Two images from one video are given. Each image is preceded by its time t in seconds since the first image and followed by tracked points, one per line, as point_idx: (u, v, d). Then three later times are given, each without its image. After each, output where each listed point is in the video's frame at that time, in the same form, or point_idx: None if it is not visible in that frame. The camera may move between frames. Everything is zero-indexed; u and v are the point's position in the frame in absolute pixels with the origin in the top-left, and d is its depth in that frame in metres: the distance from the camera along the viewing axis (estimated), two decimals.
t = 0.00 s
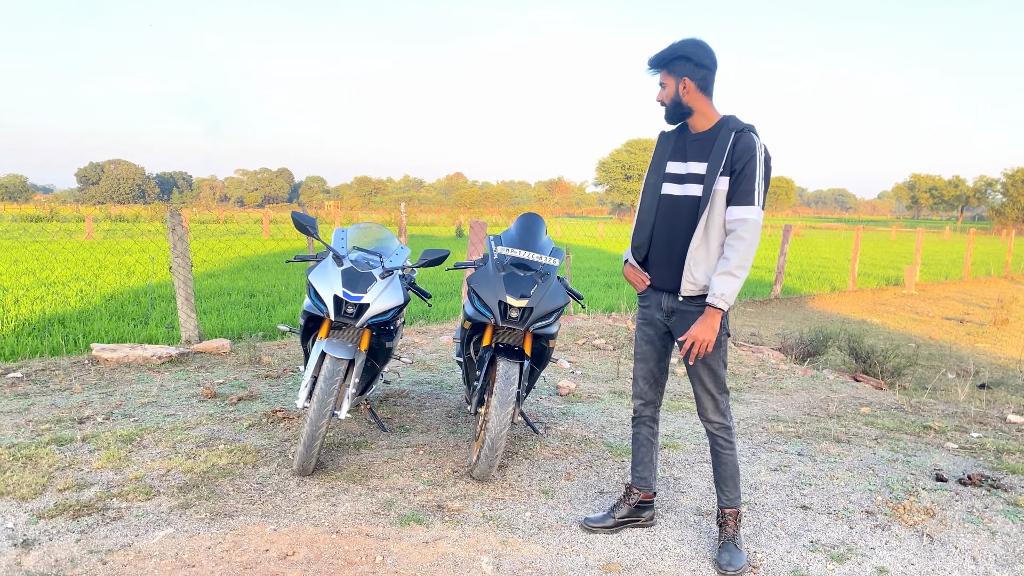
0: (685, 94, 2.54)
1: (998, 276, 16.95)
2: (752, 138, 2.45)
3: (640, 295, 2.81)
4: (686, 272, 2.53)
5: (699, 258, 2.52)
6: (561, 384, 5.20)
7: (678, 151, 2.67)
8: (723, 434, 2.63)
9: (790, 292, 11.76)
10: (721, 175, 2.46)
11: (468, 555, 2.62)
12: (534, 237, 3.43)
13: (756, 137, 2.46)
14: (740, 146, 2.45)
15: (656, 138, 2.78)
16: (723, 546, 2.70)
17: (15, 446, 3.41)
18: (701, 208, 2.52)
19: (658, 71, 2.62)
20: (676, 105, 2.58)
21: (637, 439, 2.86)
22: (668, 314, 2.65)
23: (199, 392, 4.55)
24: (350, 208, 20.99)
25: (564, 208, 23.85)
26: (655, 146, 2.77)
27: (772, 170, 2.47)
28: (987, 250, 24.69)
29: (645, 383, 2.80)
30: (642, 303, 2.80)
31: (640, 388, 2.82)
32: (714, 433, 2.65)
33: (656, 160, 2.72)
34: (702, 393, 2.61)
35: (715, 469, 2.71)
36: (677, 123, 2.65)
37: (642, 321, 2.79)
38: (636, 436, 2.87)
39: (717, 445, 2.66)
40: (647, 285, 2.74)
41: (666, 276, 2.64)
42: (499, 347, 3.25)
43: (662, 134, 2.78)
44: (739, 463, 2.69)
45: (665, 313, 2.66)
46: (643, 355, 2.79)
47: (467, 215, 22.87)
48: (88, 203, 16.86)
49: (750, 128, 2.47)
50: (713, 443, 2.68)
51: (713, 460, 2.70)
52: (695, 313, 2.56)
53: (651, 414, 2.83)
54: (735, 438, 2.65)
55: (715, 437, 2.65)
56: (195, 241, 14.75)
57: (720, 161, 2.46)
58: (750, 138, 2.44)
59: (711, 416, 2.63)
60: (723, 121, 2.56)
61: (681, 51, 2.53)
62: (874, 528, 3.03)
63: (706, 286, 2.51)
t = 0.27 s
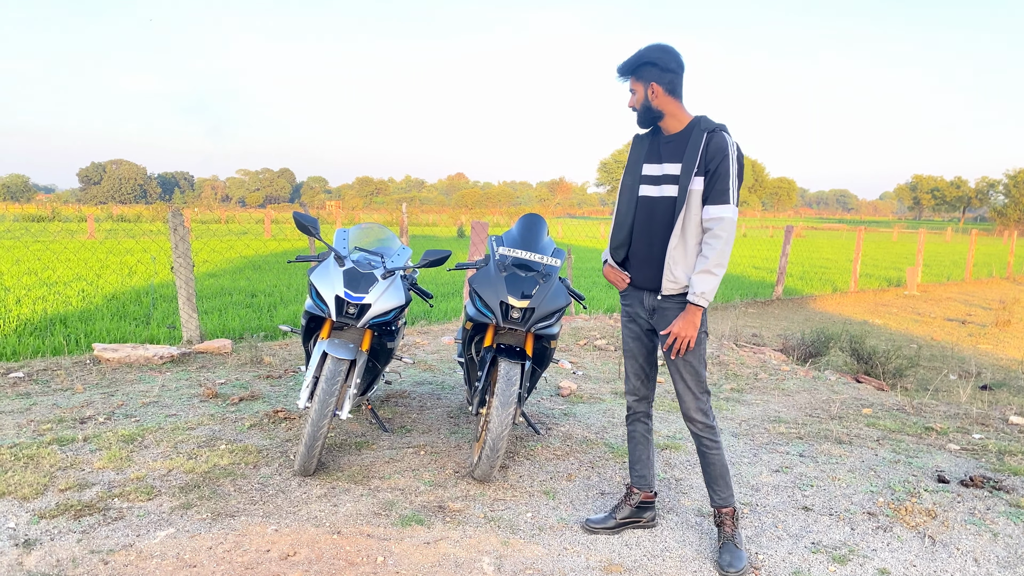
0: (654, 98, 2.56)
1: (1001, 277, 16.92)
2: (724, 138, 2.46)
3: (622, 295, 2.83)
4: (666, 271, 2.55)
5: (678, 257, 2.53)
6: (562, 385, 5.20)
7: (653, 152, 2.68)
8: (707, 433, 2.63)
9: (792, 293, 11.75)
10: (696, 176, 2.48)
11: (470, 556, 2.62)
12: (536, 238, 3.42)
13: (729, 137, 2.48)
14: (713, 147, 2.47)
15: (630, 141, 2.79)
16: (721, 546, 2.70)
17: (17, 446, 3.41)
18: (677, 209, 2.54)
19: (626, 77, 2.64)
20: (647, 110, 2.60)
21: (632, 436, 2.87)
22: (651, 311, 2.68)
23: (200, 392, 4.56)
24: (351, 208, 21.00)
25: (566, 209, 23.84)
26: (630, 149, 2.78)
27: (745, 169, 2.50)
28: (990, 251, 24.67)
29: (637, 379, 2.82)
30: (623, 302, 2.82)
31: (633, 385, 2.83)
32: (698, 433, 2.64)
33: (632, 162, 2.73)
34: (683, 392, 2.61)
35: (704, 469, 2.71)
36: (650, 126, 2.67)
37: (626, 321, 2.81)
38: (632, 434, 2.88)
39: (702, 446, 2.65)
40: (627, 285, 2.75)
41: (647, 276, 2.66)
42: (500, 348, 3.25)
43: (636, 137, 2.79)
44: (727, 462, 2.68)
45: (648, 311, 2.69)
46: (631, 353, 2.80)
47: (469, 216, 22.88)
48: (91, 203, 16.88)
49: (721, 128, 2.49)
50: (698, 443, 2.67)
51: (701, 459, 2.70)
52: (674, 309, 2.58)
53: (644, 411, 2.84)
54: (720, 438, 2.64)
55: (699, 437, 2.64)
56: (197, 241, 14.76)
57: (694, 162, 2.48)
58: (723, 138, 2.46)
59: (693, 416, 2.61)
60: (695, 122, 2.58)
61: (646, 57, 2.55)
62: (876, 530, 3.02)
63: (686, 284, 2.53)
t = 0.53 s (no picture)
0: (636, 102, 2.58)
1: (1004, 279, 16.88)
2: (708, 137, 2.49)
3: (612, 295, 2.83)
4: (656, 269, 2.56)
5: (667, 255, 2.55)
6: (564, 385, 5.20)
7: (637, 153, 2.69)
8: (691, 429, 2.65)
9: (794, 294, 11.75)
10: (682, 175, 2.50)
11: (471, 555, 2.62)
12: (537, 239, 3.42)
13: (712, 136, 2.51)
14: (698, 146, 2.49)
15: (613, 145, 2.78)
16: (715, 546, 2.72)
17: (19, 445, 3.42)
18: (665, 208, 2.55)
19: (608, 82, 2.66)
20: (629, 114, 2.61)
21: (630, 436, 2.88)
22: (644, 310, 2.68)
23: (202, 392, 4.56)
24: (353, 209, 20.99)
25: (568, 210, 23.98)
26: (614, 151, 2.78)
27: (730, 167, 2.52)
28: (993, 251, 24.65)
29: (632, 378, 2.82)
30: (615, 302, 2.82)
31: (629, 384, 2.83)
32: (683, 430, 2.66)
33: (617, 164, 2.73)
34: (669, 389, 2.62)
35: (688, 467, 2.73)
36: (632, 130, 2.69)
37: (618, 320, 2.81)
38: (630, 433, 2.88)
39: (688, 442, 2.67)
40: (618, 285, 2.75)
41: (638, 275, 2.66)
42: (501, 349, 3.25)
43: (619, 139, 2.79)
44: (711, 459, 2.71)
45: (640, 309, 2.69)
46: (626, 352, 2.80)
47: (471, 216, 22.91)
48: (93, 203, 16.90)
49: (704, 127, 2.51)
50: (682, 439, 2.69)
51: (685, 457, 2.72)
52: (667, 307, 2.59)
53: (640, 410, 2.84)
54: (703, 434, 2.67)
55: (684, 433, 2.66)
56: (199, 241, 14.77)
57: (680, 161, 2.49)
58: (706, 136, 2.48)
59: (680, 411, 2.62)
60: (678, 123, 2.60)
61: (626, 63, 2.57)
62: (877, 531, 3.02)
63: (676, 281, 2.55)
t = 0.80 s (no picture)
0: (631, 103, 2.58)
1: (1006, 280, 16.86)
2: (700, 135, 2.50)
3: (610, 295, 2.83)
4: (652, 267, 2.56)
5: (662, 253, 2.55)
6: (565, 386, 5.20)
7: (631, 153, 2.69)
8: (693, 427, 2.66)
9: (796, 294, 11.74)
10: (675, 173, 2.51)
11: (473, 556, 2.62)
12: (539, 239, 3.43)
13: (705, 134, 2.52)
14: (691, 144, 2.50)
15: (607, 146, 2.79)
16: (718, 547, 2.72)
17: (22, 445, 3.42)
18: (659, 207, 2.55)
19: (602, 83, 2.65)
20: (624, 114, 2.61)
21: (631, 436, 2.88)
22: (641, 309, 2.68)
23: (204, 392, 4.57)
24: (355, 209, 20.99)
25: (569, 210, 24.01)
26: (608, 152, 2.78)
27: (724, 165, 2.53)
28: (995, 252, 24.64)
29: (631, 378, 2.82)
30: (612, 302, 2.82)
31: (628, 385, 2.83)
32: (684, 427, 2.66)
33: (610, 165, 2.74)
34: (669, 387, 2.63)
35: (691, 465, 2.73)
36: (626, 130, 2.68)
37: (616, 320, 2.81)
38: (630, 433, 2.88)
39: (688, 440, 2.67)
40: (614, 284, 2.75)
41: (633, 274, 2.66)
42: (504, 349, 3.25)
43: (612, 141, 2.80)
44: (714, 456, 2.72)
45: (637, 309, 2.69)
46: (625, 352, 2.80)
47: (472, 216, 22.94)
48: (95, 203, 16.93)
49: (696, 126, 2.52)
50: (684, 437, 2.69)
51: (687, 455, 2.73)
52: (665, 305, 2.59)
53: (640, 410, 2.84)
54: (705, 431, 2.67)
55: (685, 431, 2.66)
56: (201, 241, 14.79)
57: (673, 160, 2.50)
58: (699, 135, 2.49)
59: (680, 409, 2.63)
60: (671, 122, 2.60)
61: (622, 63, 2.57)
62: (879, 532, 3.02)
63: (672, 279, 2.54)
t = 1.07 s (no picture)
0: (636, 101, 2.57)
1: (1009, 280, 16.83)
2: (701, 135, 2.50)
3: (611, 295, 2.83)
4: (652, 266, 2.56)
5: (662, 253, 2.55)
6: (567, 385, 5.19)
7: (631, 152, 2.69)
8: (695, 426, 2.65)
9: (798, 294, 11.73)
10: (675, 172, 2.50)
11: (475, 555, 2.62)
12: (541, 239, 3.42)
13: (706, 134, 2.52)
14: (691, 144, 2.50)
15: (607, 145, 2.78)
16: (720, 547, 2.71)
17: (24, 444, 3.42)
18: (659, 206, 2.54)
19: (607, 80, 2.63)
20: (627, 113, 2.59)
21: (632, 436, 2.88)
22: (642, 309, 2.68)
23: (206, 391, 4.57)
24: (356, 208, 21.00)
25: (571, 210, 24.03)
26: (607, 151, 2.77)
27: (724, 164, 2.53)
28: (997, 253, 24.61)
29: (632, 378, 2.82)
30: (613, 301, 2.82)
31: (630, 385, 2.83)
32: (686, 427, 2.66)
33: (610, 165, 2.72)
34: (670, 386, 2.63)
35: (693, 465, 2.73)
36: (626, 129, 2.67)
37: (617, 320, 2.81)
38: (632, 433, 2.88)
39: (690, 440, 2.67)
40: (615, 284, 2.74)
41: (634, 273, 2.66)
42: (506, 349, 3.25)
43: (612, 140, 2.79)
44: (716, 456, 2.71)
45: (638, 308, 2.69)
46: (626, 351, 2.80)
47: (473, 216, 22.93)
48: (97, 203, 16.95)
49: (696, 126, 2.52)
50: (686, 437, 2.68)
51: (689, 455, 2.72)
52: (666, 305, 2.59)
53: (641, 411, 2.84)
54: (707, 431, 2.67)
55: (686, 430, 2.66)
56: (203, 240, 14.80)
57: (672, 159, 2.50)
58: (698, 135, 2.49)
59: (681, 409, 2.62)
60: (671, 123, 2.60)
61: (628, 62, 2.56)
62: (882, 532, 3.01)
63: (672, 278, 2.54)
